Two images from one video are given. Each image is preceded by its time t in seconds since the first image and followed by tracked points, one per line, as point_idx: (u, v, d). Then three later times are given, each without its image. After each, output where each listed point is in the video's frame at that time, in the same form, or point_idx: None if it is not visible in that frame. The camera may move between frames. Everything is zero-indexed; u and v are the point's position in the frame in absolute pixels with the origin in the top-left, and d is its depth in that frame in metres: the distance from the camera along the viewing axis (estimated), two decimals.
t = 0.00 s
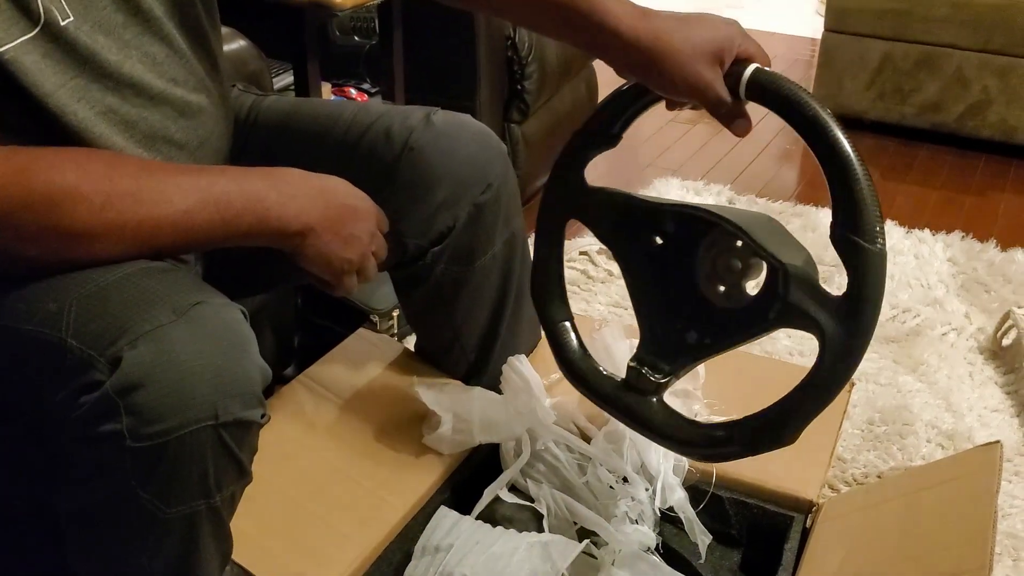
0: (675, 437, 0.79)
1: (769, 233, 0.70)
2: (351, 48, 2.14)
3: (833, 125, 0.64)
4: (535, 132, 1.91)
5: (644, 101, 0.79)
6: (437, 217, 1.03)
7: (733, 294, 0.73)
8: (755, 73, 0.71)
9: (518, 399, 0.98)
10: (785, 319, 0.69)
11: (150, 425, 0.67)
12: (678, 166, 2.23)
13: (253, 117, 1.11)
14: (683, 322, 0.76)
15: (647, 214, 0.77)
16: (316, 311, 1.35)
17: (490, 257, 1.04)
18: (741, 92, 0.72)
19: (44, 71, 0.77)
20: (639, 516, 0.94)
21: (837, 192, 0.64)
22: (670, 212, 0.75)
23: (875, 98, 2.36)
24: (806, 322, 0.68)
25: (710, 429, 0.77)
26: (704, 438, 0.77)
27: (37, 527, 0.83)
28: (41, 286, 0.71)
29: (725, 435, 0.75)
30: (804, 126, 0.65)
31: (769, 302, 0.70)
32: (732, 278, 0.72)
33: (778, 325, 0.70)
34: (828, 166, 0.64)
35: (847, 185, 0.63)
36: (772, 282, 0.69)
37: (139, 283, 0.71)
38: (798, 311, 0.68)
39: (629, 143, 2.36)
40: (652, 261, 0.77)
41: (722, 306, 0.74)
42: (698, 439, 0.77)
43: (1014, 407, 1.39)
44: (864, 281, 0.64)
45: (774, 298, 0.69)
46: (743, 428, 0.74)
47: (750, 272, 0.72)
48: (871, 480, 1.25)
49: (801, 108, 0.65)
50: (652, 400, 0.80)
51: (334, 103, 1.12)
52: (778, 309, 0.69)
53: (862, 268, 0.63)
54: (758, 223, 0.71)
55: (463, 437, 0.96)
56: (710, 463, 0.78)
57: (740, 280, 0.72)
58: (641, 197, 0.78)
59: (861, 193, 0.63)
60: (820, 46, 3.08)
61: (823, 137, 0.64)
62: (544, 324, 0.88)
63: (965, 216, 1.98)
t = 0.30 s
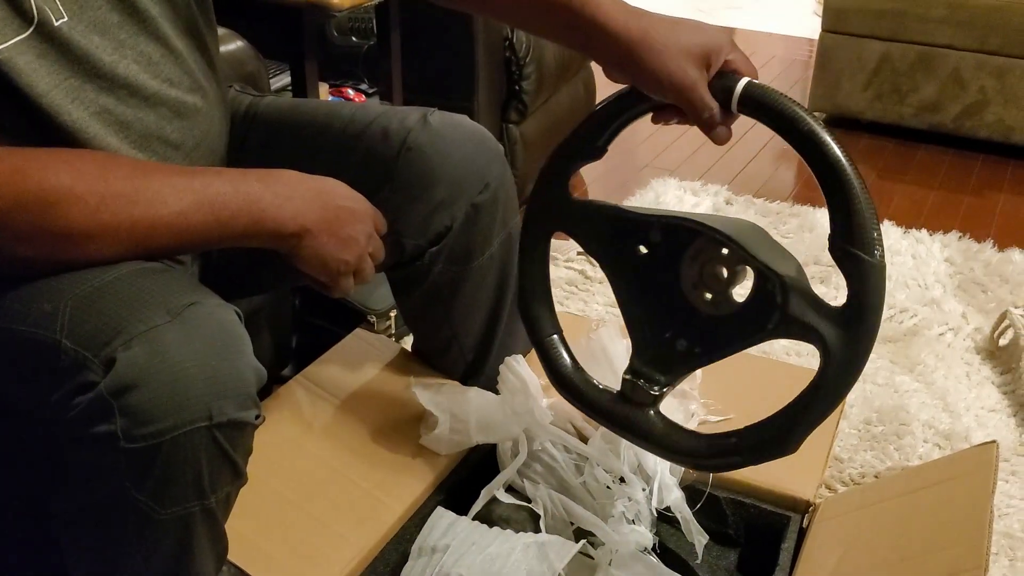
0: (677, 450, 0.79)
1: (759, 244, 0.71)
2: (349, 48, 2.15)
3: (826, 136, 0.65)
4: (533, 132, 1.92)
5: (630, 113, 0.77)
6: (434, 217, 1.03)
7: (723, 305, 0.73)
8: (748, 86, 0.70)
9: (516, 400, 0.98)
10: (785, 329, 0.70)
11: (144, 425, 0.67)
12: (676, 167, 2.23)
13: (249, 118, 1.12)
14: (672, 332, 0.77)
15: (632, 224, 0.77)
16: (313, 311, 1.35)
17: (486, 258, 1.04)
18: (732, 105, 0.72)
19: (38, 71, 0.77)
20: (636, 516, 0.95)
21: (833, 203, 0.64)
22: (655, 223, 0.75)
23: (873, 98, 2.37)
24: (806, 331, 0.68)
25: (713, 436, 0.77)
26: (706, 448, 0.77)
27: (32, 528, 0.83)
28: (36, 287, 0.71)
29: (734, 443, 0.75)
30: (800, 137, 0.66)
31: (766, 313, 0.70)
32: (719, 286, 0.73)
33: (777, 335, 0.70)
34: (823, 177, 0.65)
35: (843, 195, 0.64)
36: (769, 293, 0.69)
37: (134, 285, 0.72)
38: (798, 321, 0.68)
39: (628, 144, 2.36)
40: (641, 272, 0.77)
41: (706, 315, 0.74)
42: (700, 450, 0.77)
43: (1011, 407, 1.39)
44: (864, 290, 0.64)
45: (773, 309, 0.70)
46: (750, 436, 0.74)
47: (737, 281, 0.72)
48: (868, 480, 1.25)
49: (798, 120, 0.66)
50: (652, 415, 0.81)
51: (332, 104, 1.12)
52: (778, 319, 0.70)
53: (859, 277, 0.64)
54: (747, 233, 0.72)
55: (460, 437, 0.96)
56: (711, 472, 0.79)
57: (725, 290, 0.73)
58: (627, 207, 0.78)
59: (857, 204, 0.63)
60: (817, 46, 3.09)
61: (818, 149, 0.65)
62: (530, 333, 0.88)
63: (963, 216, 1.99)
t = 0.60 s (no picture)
0: (693, 460, 0.76)
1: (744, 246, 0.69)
2: (347, 48, 2.15)
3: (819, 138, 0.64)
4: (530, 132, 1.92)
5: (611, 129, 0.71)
6: (432, 216, 1.03)
7: (701, 308, 0.72)
8: (739, 98, 0.66)
9: (515, 399, 0.97)
10: (796, 329, 0.69)
11: (141, 425, 0.67)
12: (674, 167, 2.23)
13: (246, 118, 1.12)
14: (651, 339, 0.75)
15: (603, 237, 0.72)
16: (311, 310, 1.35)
17: (484, 258, 1.05)
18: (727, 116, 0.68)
19: (34, 71, 0.77)
20: (634, 515, 0.95)
21: (831, 205, 0.65)
22: (625, 234, 0.71)
23: (870, 97, 2.37)
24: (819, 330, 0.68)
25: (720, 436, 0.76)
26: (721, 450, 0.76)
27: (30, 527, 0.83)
28: (33, 287, 0.71)
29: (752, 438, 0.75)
30: (792, 144, 0.65)
31: (771, 314, 0.69)
32: (685, 287, 0.72)
33: (783, 334, 0.70)
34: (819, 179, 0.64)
35: (842, 195, 0.64)
36: (775, 294, 0.69)
37: (132, 284, 0.72)
38: (810, 321, 0.68)
39: (626, 144, 2.36)
40: (620, 282, 0.74)
41: (677, 317, 0.73)
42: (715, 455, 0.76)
43: (1008, 406, 1.40)
44: (873, 284, 0.66)
45: (782, 311, 0.69)
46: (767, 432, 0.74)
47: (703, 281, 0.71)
48: (865, 478, 1.26)
49: (791, 129, 0.64)
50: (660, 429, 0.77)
51: (329, 103, 1.12)
52: (793, 320, 0.69)
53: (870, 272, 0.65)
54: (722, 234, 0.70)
55: (458, 436, 0.96)
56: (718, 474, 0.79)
57: (693, 291, 0.72)
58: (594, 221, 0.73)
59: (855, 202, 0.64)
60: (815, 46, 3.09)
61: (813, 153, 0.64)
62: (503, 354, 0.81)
63: (960, 216, 1.99)
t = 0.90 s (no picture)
0: (679, 459, 0.77)
1: (719, 246, 0.70)
2: (346, 48, 2.15)
3: (797, 145, 0.65)
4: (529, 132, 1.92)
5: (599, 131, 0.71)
6: (430, 216, 1.03)
7: (682, 306, 0.73)
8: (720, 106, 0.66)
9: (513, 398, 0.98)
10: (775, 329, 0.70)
11: (137, 425, 0.67)
12: (672, 167, 2.23)
13: (244, 119, 1.12)
14: (633, 337, 0.75)
15: (584, 240, 0.73)
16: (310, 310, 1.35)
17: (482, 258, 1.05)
18: (707, 122, 0.67)
19: (31, 72, 0.77)
20: (632, 514, 0.95)
21: (808, 207, 0.66)
22: (604, 236, 0.72)
23: (869, 97, 2.37)
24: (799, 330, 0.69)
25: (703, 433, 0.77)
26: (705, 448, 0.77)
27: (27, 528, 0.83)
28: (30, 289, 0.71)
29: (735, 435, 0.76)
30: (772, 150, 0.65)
31: (747, 313, 0.70)
32: (663, 285, 0.73)
33: (761, 333, 0.71)
34: (797, 183, 0.65)
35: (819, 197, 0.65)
36: (752, 293, 0.69)
37: (128, 285, 0.72)
38: (790, 322, 0.68)
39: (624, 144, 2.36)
40: (602, 283, 0.74)
41: (656, 315, 0.74)
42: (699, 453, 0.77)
43: (1006, 405, 1.40)
44: (849, 286, 0.66)
45: (760, 312, 0.70)
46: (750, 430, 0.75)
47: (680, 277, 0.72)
48: (864, 478, 1.26)
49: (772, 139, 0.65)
50: (647, 431, 0.78)
51: (328, 103, 1.12)
52: (773, 320, 0.69)
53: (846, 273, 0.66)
54: (697, 233, 0.71)
55: (456, 436, 0.96)
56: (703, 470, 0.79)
57: (670, 289, 0.73)
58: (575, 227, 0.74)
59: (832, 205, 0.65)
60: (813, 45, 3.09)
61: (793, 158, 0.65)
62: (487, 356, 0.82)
63: (959, 216, 1.99)
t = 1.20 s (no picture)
0: (675, 450, 0.77)
1: (711, 238, 0.69)
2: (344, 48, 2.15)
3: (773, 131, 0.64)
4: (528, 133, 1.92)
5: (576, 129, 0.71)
6: (429, 216, 1.03)
7: (677, 297, 0.73)
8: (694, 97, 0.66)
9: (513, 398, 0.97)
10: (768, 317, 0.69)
11: (138, 425, 0.67)
12: (670, 167, 2.23)
13: (243, 119, 1.12)
14: (627, 331, 0.76)
15: (572, 238, 0.73)
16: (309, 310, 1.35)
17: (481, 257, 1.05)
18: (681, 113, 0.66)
19: (33, 73, 0.77)
20: (630, 515, 0.95)
21: (791, 194, 0.65)
22: (594, 232, 0.72)
23: (867, 97, 2.37)
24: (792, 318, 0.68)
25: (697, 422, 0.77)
26: (700, 438, 0.77)
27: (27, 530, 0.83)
28: (31, 289, 0.71)
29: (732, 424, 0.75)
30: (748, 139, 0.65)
31: (739, 303, 0.70)
32: (657, 278, 0.73)
33: (754, 321, 0.70)
34: (777, 169, 0.65)
35: (801, 183, 0.64)
36: (742, 283, 0.69)
37: (129, 284, 0.71)
38: (780, 309, 0.68)
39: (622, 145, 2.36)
40: (593, 278, 0.74)
41: (650, 308, 0.74)
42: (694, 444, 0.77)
43: (1005, 405, 1.40)
44: (836, 269, 0.65)
45: (751, 302, 0.69)
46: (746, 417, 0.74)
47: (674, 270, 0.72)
48: (862, 479, 1.26)
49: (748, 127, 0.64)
50: (644, 425, 0.78)
51: (328, 103, 1.12)
52: (764, 309, 0.69)
53: (834, 259, 0.65)
54: (690, 226, 0.70)
55: (455, 437, 0.96)
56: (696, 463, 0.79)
57: (664, 281, 0.73)
58: (563, 225, 0.74)
59: (815, 189, 0.64)
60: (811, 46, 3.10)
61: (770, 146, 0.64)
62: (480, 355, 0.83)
63: (957, 216, 1.99)
